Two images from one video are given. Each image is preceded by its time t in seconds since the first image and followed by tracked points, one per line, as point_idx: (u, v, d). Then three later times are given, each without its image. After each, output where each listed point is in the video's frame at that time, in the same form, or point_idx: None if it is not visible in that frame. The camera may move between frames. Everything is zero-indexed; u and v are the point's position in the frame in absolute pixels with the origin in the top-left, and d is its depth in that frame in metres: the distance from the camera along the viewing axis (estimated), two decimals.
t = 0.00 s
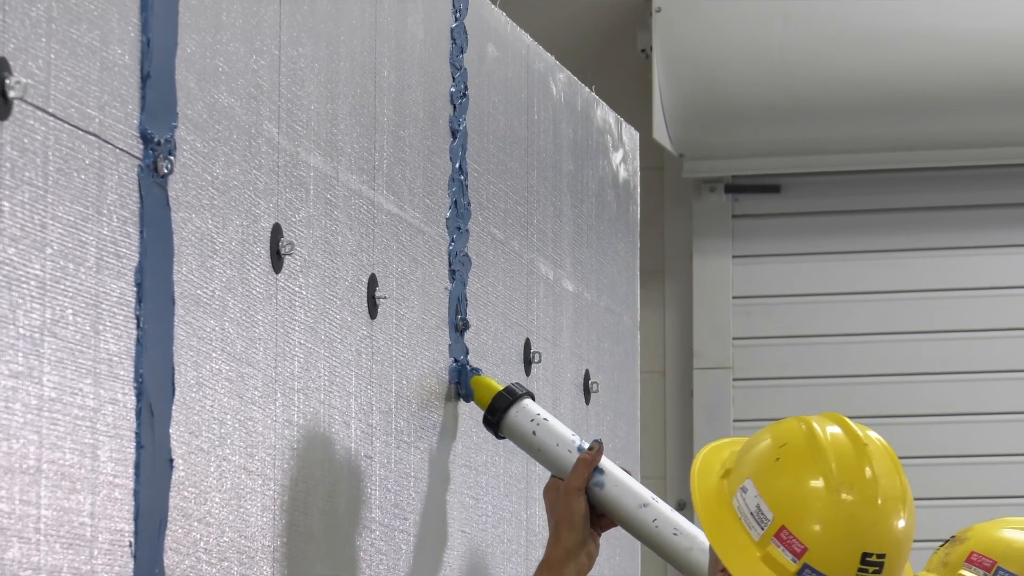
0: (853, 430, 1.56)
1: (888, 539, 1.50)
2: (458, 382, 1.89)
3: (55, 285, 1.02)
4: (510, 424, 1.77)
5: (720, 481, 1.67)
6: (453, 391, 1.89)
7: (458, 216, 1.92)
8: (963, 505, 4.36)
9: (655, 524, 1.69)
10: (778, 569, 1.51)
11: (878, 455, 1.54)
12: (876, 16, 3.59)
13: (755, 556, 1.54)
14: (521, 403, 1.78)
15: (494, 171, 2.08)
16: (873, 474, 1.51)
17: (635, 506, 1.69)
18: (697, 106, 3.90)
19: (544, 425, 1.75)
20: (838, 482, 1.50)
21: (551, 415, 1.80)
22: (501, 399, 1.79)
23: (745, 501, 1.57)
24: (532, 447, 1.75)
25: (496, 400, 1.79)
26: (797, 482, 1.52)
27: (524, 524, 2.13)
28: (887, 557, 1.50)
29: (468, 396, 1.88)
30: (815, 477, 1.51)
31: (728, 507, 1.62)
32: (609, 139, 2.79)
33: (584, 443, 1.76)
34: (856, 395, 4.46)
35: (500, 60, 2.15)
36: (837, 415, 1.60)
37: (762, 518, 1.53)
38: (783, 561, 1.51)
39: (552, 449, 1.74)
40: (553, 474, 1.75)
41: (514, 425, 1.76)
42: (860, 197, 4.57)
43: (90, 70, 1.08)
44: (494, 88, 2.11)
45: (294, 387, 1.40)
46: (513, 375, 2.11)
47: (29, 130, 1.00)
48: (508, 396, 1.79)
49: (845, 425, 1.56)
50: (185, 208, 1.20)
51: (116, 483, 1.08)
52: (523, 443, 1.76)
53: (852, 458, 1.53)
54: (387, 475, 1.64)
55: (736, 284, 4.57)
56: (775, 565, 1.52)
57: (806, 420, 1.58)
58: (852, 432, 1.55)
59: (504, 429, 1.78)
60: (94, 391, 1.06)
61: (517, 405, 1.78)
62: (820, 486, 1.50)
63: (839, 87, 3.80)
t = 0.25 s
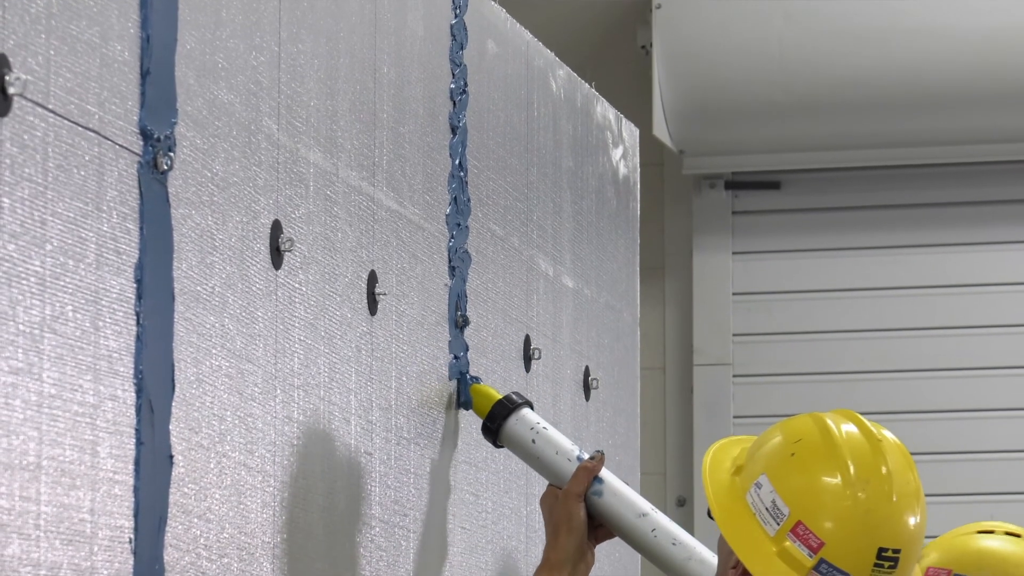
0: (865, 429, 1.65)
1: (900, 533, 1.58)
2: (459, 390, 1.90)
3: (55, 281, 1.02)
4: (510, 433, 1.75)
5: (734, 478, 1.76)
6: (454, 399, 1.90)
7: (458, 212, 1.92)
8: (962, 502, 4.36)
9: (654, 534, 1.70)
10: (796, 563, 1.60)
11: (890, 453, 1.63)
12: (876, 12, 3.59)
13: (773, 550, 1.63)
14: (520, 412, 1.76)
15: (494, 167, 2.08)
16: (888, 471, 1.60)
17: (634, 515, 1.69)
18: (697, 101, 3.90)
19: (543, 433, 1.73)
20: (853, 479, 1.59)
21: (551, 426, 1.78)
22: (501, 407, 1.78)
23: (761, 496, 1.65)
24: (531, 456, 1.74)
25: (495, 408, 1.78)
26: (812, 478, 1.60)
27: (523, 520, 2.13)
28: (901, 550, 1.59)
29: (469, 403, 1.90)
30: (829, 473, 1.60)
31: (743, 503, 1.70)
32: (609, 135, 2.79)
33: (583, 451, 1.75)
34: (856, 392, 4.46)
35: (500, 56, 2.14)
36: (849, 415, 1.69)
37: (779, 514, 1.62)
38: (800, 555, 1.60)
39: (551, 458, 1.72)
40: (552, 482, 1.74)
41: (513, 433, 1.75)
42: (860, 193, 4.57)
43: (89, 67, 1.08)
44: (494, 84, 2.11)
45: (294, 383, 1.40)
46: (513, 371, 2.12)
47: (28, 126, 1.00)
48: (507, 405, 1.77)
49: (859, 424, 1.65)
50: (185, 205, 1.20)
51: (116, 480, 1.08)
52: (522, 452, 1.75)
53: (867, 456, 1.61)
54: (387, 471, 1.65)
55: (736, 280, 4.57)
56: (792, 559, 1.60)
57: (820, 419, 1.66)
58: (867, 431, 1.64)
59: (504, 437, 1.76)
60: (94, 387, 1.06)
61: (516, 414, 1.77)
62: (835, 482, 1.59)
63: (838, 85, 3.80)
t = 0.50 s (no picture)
0: (888, 428, 1.65)
1: (922, 531, 1.58)
2: (450, 392, 1.87)
3: (55, 278, 1.02)
4: (508, 434, 1.75)
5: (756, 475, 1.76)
6: (446, 401, 1.87)
7: (458, 209, 1.92)
8: (962, 498, 4.36)
9: (664, 534, 1.69)
10: (816, 559, 1.60)
11: (912, 451, 1.63)
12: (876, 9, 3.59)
13: (793, 546, 1.63)
14: (519, 413, 1.76)
15: (494, 164, 2.08)
16: (910, 469, 1.60)
17: (641, 516, 1.69)
18: (697, 99, 3.89)
19: (543, 435, 1.74)
20: (874, 476, 1.59)
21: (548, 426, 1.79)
22: (498, 409, 1.76)
23: (782, 493, 1.66)
24: (533, 458, 1.74)
25: (493, 410, 1.76)
26: (834, 475, 1.60)
27: (523, 517, 2.13)
28: (922, 548, 1.59)
29: (460, 405, 1.87)
30: (851, 470, 1.60)
31: (764, 500, 1.71)
32: (609, 132, 2.79)
33: (584, 452, 1.75)
34: (856, 389, 4.47)
35: (500, 53, 2.14)
36: (872, 413, 1.69)
37: (800, 510, 1.62)
38: (821, 552, 1.60)
39: (554, 459, 1.73)
40: (553, 484, 1.74)
41: (512, 435, 1.75)
42: (860, 190, 4.57)
43: (89, 63, 1.08)
44: (494, 81, 2.11)
45: (294, 380, 1.41)
46: (513, 368, 2.12)
47: (28, 123, 1.00)
48: (504, 407, 1.76)
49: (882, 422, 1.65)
50: (185, 201, 1.20)
51: (116, 477, 1.08)
52: (521, 453, 1.75)
53: (889, 453, 1.61)
54: (387, 468, 1.65)
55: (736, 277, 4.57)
56: (813, 555, 1.61)
57: (843, 417, 1.66)
58: (889, 429, 1.64)
59: (501, 439, 1.76)
60: (94, 384, 1.06)
61: (515, 415, 1.76)
62: (857, 479, 1.59)
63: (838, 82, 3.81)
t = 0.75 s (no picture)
0: (889, 424, 1.65)
1: (923, 527, 1.59)
2: (460, 399, 1.89)
3: (55, 275, 1.02)
4: (514, 439, 1.76)
5: (755, 471, 1.76)
6: (456, 408, 1.89)
7: (458, 206, 1.92)
8: (961, 495, 4.37)
9: (660, 534, 1.69)
10: (817, 556, 1.60)
11: (913, 447, 1.63)
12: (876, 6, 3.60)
13: (794, 543, 1.63)
14: (524, 418, 1.77)
15: (494, 161, 2.08)
16: (911, 465, 1.60)
17: (637, 516, 1.69)
18: (697, 96, 3.89)
19: (546, 439, 1.74)
20: (875, 472, 1.59)
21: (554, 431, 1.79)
22: (504, 414, 1.78)
23: (782, 489, 1.66)
24: (536, 462, 1.75)
25: (499, 415, 1.78)
26: (835, 471, 1.61)
27: (523, 514, 2.13)
28: (922, 544, 1.59)
29: (471, 412, 1.89)
30: (852, 466, 1.60)
31: (764, 496, 1.71)
32: (609, 129, 2.78)
33: (586, 455, 1.75)
34: (856, 386, 4.47)
35: (500, 50, 2.14)
36: (872, 409, 1.69)
37: (801, 506, 1.62)
38: (822, 548, 1.60)
39: (556, 462, 1.73)
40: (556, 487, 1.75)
41: (517, 440, 1.76)
42: (860, 187, 4.57)
43: (89, 60, 1.07)
44: (494, 78, 2.10)
45: (294, 377, 1.41)
46: (513, 365, 2.12)
47: (28, 120, 1.00)
48: (510, 411, 1.78)
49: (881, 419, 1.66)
50: (185, 198, 1.20)
51: (116, 474, 1.08)
52: (526, 458, 1.76)
53: (889, 449, 1.61)
54: (387, 465, 1.65)
55: (736, 274, 4.57)
56: (814, 552, 1.60)
57: (843, 413, 1.67)
58: (889, 425, 1.65)
59: (507, 444, 1.77)
60: (94, 381, 1.06)
61: (519, 420, 1.77)
62: (858, 475, 1.59)
63: (838, 80, 3.81)
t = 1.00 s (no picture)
0: (877, 418, 1.65)
1: (913, 520, 1.59)
2: (460, 397, 1.90)
3: (55, 273, 1.02)
4: (511, 437, 1.77)
5: (744, 468, 1.76)
6: (456, 406, 1.89)
7: (458, 204, 1.92)
8: (961, 493, 4.37)
9: (653, 535, 1.69)
10: (808, 552, 1.60)
11: (902, 441, 1.63)
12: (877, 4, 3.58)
13: (785, 540, 1.63)
14: (522, 416, 1.78)
15: (494, 158, 2.08)
16: (900, 458, 1.60)
17: (633, 517, 1.70)
18: (697, 93, 3.89)
19: (544, 438, 1.75)
20: (865, 466, 1.59)
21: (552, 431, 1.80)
22: (503, 412, 1.79)
23: (772, 486, 1.66)
24: (533, 460, 1.75)
25: (497, 413, 1.79)
26: (825, 466, 1.61)
27: (524, 512, 2.14)
28: (914, 538, 1.59)
29: (469, 409, 1.89)
30: (842, 461, 1.60)
31: (754, 493, 1.71)
32: (609, 126, 2.78)
33: (584, 456, 1.76)
34: (855, 383, 4.47)
35: (500, 47, 2.14)
36: (859, 404, 1.69)
37: (792, 502, 1.62)
38: (814, 544, 1.60)
39: (553, 461, 1.74)
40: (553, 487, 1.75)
41: (514, 438, 1.76)
42: (860, 184, 4.57)
43: (89, 57, 1.07)
44: (493, 75, 2.10)
45: (294, 374, 1.41)
46: (513, 362, 2.12)
47: (28, 117, 1.00)
48: (508, 409, 1.79)
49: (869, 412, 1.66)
50: (185, 196, 1.20)
51: (116, 471, 1.08)
52: (523, 456, 1.76)
53: (878, 443, 1.62)
54: (387, 462, 1.65)
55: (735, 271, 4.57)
56: (806, 548, 1.60)
57: (830, 408, 1.67)
58: (877, 419, 1.65)
59: (505, 442, 1.78)
60: (94, 378, 1.06)
61: (517, 418, 1.78)
62: (847, 470, 1.59)
63: (837, 77, 3.80)
